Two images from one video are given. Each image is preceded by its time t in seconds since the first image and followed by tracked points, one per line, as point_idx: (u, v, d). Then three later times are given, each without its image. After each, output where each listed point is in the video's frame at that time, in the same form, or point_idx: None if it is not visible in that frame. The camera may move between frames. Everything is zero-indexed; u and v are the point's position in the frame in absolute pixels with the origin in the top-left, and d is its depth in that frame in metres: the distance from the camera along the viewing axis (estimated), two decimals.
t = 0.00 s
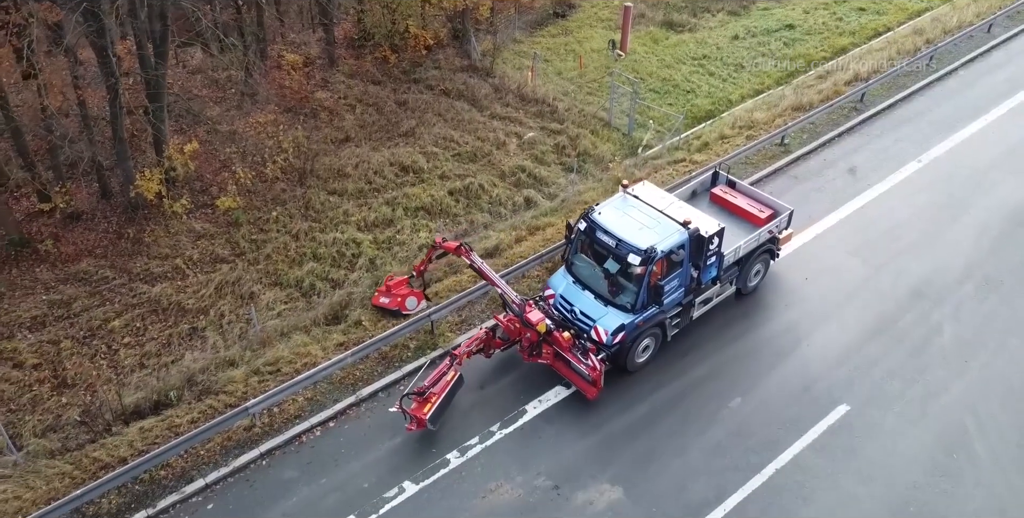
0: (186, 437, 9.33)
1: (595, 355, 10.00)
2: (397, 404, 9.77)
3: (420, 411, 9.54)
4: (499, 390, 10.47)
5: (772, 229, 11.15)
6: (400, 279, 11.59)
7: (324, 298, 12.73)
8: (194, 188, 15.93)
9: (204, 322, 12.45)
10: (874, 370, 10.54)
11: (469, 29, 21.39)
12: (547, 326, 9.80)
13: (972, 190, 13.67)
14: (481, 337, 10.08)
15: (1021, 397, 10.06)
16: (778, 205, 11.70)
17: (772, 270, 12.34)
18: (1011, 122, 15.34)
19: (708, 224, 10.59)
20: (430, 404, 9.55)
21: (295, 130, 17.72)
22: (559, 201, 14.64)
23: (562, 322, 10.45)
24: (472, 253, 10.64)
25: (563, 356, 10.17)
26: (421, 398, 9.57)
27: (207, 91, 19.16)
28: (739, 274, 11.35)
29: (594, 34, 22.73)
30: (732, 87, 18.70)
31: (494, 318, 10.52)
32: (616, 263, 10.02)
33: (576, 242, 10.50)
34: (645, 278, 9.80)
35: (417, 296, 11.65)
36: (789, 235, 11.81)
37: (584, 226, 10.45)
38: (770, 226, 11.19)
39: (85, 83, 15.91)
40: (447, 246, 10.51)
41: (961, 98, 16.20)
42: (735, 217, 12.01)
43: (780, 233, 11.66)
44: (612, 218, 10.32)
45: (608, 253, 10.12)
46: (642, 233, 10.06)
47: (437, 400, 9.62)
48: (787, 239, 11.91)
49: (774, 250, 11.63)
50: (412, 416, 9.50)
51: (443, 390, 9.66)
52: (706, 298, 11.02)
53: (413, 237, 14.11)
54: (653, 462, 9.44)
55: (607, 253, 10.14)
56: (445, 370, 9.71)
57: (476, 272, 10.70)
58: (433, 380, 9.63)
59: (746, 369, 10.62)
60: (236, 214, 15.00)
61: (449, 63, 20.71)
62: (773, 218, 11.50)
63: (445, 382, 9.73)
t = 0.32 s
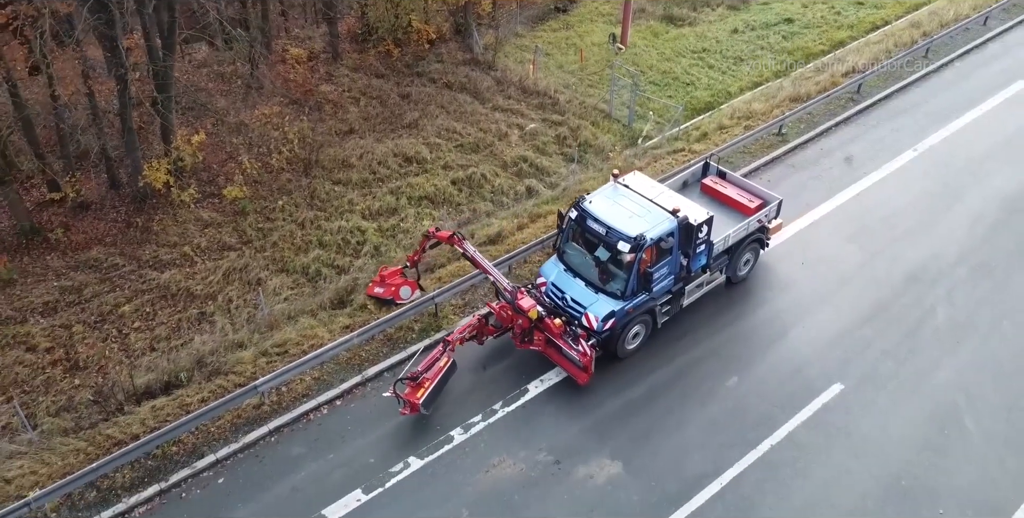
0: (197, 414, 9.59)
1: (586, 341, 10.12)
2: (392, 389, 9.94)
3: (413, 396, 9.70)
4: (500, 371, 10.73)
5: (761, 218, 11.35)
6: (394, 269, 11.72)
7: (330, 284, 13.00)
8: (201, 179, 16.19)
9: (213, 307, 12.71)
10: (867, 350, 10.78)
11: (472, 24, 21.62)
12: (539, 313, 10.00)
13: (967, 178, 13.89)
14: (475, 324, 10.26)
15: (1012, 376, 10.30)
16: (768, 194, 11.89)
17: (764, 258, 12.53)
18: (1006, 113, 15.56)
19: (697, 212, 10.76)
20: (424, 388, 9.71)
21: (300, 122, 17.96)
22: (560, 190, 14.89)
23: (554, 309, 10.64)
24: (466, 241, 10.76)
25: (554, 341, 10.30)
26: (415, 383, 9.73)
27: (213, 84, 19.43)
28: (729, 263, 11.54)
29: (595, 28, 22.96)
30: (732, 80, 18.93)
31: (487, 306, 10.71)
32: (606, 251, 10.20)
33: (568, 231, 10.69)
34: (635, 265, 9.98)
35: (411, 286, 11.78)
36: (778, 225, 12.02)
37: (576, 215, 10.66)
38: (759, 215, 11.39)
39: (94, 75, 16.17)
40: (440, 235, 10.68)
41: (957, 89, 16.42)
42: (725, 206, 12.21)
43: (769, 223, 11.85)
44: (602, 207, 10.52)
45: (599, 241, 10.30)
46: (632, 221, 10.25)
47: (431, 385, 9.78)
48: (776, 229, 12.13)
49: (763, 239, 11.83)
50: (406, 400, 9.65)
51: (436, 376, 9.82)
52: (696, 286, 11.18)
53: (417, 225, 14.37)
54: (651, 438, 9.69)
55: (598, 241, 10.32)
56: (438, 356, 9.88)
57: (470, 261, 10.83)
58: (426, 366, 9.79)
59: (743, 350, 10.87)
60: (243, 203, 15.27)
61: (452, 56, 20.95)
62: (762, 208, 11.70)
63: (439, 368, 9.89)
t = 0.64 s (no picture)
0: (207, 392, 9.88)
1: (576, 326, 10.40)
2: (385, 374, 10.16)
3: (407, 380, 9.91)
4: (502, 352, 11.00)
5: (750, 208, 11.53)
6: (390, 258, 11.95)
7: (335, 270, 13.28)
8: (208, 169, 16.49)
9: (221, 292, 12.99)
10: (860, 332, 11.04)
11: (474, 18, 21.86)
12: (530, 300, 10.20)
13: (960, 167, 14.13)
14: (468, 311, 10.42)
15: (1002, 356, 10.55)
16: (757, 185, 12.03)
17: (755, 246, 12.75)
18: (1000, 104, 15.81)
19: (686, 202, 10.90)
20: (417, 373, 9.93)
21: (305, 114, 18.23)
22: (560, 180, 15.17)
23: (546, 296, 10.84)
24: (459, 230, 11.10)
25: (546, 328, 10.52)
26: (409, 368, 9.95)
27: (219, 78, 19.71)
28: (718, 252, 11.70)
29: (595, 23, 23.22)
30: (730, 73, 19.18)
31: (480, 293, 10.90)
32: (597, 239, 10.38)
33: (559, 221, 10.87)
34: (625, 253, 10.16)
35: (407, 274, 12.01)
36: (767, 214, 12.20)
37: (567, 205, 10.83)
38: (748, 205, 11.57)
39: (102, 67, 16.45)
40: (434, 224, 11.03)
41: (952, 81, 16.66)
42: (716, 197, 12.34)
43: (759, 213, 12.02)
44: (593, 196, 10.69)
45: (590, 229, 10.48)
46: (622, 210, 10.43)
47: (424, 370, 10.00)
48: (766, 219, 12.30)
49: (753, 229, 12.02)
50: (399, 384, 9.87)
51: (429, 361, 10.05)
52: (685, 275, 11.38)
53: (421, 213, 14.64)
54: (649, 415, 9.97)
55: (589, 230, 10.50)
56: (431, 341, 10.10)
57: (463, 249, 11.19)
58: (420, 351, 10.01)
59: (740, 331, 11.13)
60: (249, 193, 15.55)
61: (454, 51, 21.20)
62: (751, 197, 11.88)
63: (432, 353, 10.11)
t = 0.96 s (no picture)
0: (216, 369, 10.19)
1: (566, 312, 10.54)
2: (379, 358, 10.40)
3: (400, 364, 10.17)
4: (503, 333, 11.32)
5: (738, 196, 11.75)
6: (385, 247, 12.26)
7: (339, 256, 13.58)
8: (215, 159, 16.80)
9: (228, 277, 13.30)
10: (853, 313, 11.32)
11: (475, 13, 22.13)
12: (521, 285, 10.47)
13: (953, 155, 14.40)
14: (461, 297, 10.68)
15: (991, 335, 10.84)
16: (745, 174, 12.26)
17: (745, 234, 13.00)
18: (992, 94, 16.08)
19: (674, 190, 11.08)
20: (410, 357, 10.17)
21: (309, 106, 18.52)
22: (560, 169, 15.47)
23: (537, 283, 11.03)
24: (452, 219, 11.33)
25: (537, 314, 10.77)
26: (402, 352, 10.19)
27: (225, 71, 20.01)
28: (707, 240, 11.90)
29: (595, 18, 23.49)
30: (728, 66, 19.46)
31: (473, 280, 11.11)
32: (586, 226, 10.53)
33: (550, 209, 11.03)
34: (614, 239, 10.33)
35: (401, 263, 12.31)
36: (756, 203, 12.42)
37: (557, 193, 11.00)
38: (736, 194, 11.78)
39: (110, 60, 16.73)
40: (427, 213, 11.34)
41: (946, 73, 16.93)
42: (705, 186, 12.53)
43: (747, 202, 12.25)
44: (583, 184, 10.87)
45: (579, 217, 10.65)
46: (611, 197, 10.61)
47: (417, 354, 10.24)
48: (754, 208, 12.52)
49: (741, 217, 12.22)
50: (393, 368, 10.11)
51: (422, 345, 10.29)
52: (675, 262, 11.58)
53: (423, 202, 14.95)
54: (646, 392, 10.27)
55: (579, 217, 10.67)
56: (424, 326, 10.35)
57: (456, 237, 11.39)
58: (413, 335, 10.25)
59: (736, 312, 11.43)
60: (255, 182, 15.85)
61: (456, 45, 21.48)
62: (739, 186, 12.09)
63: (425, 337, 10.37)
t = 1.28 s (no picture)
0: (226, 346, 10.52)
1: (557, 296, 10.85)
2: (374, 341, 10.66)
3: (394, 347, 10.40)
4: (504, 313, 11.65)
5: (726, 184, 12.00)
6: (379, 235, 12.65)
7: (343, 241, 13.89)
8: (221, 149, 17.11)
9: (236, 262, 13.61)
10: (846, 293, 11.62)
11: (476, 7, 22.41)
12: (513, 270, 10.71)
13: (945, 143, 14.69)
14: (454, 282, 10.97)
15: (979, 314, 11.14)
16: (734, 161, 12.54)
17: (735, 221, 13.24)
18: (985, 83, 16.37)
19: (663, 176, 11.35)
20: (404, 339, 10.40)
21: (313, 97, 18.81)
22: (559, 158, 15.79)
23: (528, 268, 11.29)
24: (446, 206, 11.61)
25: (528, 298, 11.03)
26: (396, 334, 10.46)
27: (230, 63, 20.32)
28: (697, 226, 12.10)
29: (595, 12, 23.78)
30: (725, 58, 19.75)
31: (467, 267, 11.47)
32: (577, 212, 10.81)
33: (541, 196, 11.32)
34: (603, 225, 10.61)
35: (396, 250, 12.66)
36: (744, 191, 12.66)
37: (549, 180, 11.29)
38: (725, 181, 12.03)
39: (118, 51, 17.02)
40: (421, 200, 11.61)
41: (940, 63, 17.22)
42: (694, 174, 12.81)
43: (735, 190, 12.47)
44: (574, 171, 11.14)
45: (570, 203, 10.93)
46: (601, 184, 10.87)
47: (411, 337, 10.48)
48: (743, 196, 12.76)
49: (729, 205, 12.46)
50: (388, 350, 10.36)
51: (416, 328, 10.54)
52: (664, 248, 11.78)
53: (426, 189, 15.26)
54: (643, 368, 10.59)
55: (569, 204, 10.95)
56: (418, 310, 10.64)
57: (449, 224, 11.65)
58: (407, 318, 10.53)
59: (731, 293, 11.74)
60: (261, 170, 16.15)
61: (457, 38, 21.74)
62: (728, 174, 12.35)
63: (419, 321, 10.62)
